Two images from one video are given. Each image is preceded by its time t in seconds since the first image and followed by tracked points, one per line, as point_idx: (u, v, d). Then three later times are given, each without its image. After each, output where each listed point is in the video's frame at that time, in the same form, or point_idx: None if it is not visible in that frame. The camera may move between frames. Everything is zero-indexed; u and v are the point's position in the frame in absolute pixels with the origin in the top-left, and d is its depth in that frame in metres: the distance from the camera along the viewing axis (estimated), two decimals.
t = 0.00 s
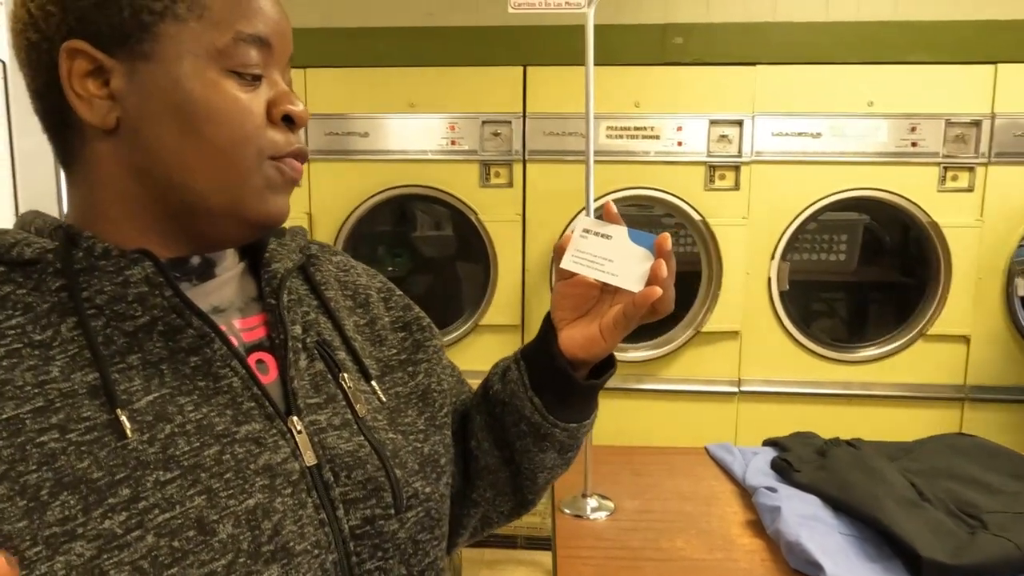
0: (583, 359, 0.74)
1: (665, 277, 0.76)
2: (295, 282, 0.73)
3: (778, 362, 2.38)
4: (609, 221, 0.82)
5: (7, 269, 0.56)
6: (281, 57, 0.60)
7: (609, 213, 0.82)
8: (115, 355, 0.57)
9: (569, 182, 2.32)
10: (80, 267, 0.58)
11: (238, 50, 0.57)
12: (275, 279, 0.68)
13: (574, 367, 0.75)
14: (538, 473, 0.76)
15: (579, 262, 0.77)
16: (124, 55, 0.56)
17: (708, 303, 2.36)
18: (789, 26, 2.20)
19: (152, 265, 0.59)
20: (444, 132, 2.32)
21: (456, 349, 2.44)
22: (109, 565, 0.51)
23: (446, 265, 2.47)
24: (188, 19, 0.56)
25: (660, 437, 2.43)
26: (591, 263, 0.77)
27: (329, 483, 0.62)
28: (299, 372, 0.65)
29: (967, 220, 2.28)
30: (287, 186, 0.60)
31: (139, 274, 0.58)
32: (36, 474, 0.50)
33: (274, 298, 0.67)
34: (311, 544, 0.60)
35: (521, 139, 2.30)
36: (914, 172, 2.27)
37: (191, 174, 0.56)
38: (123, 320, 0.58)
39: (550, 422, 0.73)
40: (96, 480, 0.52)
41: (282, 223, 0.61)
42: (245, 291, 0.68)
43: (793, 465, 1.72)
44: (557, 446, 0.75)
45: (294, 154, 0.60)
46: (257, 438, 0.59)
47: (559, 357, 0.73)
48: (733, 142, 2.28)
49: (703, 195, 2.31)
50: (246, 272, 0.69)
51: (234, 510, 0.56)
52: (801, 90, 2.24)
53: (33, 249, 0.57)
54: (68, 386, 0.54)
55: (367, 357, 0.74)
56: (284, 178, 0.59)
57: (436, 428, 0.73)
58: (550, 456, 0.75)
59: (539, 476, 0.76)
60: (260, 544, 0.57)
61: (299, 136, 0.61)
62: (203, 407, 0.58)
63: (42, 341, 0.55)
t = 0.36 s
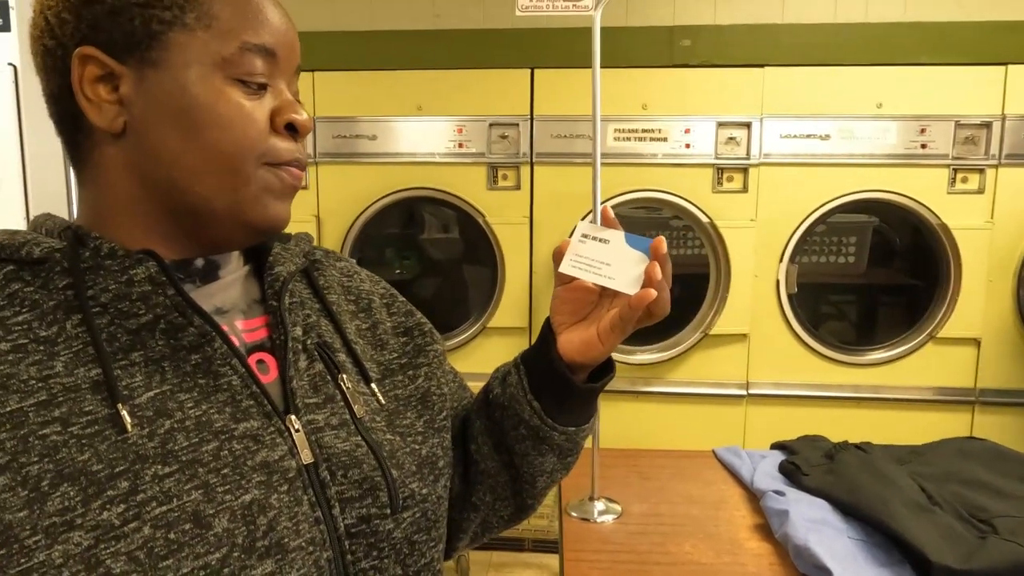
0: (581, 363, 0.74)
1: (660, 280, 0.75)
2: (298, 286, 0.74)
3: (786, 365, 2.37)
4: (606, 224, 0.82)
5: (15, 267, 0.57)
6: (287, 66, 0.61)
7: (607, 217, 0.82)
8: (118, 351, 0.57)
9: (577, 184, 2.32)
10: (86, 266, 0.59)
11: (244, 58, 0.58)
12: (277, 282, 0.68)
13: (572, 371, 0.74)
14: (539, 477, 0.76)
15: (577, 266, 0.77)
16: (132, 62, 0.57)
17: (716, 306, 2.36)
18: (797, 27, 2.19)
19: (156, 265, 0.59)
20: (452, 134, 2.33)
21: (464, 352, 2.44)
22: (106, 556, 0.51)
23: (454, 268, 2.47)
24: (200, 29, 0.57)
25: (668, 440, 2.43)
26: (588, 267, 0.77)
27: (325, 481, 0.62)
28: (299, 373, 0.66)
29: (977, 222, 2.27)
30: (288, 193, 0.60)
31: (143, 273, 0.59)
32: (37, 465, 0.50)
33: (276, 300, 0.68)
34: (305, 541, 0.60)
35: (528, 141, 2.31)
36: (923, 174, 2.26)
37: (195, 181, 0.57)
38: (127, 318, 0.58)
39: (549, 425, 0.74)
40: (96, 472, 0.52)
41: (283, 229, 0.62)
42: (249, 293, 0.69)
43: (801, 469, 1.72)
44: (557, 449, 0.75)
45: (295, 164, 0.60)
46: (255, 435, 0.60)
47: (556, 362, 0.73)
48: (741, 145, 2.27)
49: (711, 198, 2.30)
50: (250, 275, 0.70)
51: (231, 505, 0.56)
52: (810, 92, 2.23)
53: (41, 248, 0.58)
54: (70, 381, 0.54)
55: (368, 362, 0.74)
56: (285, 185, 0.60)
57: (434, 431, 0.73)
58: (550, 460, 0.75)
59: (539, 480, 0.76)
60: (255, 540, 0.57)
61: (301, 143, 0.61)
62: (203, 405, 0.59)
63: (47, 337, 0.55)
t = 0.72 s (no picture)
0: (581, 373, 0.74)
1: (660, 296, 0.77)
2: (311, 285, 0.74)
3: (799, 370, 2.35)
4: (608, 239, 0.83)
5: (40, 259, 0.57)
6: (264, 54, 0.59)
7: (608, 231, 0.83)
8: (139, 341, 0.57)
9: (587, 188, 2.31)
10: (109, 261, 0.59)
11: (212, 47, 0.57)
12: (292, 279, 0.69)
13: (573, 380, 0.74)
14: (536, 483, 0.75)
15: (579, 278, 0.78)
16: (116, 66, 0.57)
17: (728, 310, 2.35)
18: (809, 29, 2.18)
19: (177, 259, 0.60)
20: (462, 138, 2.33)
21: (473, 356, 2.44)
22: (127, 534, 0.51)
23: (465, 272, 2.47)
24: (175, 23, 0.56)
25: (679, 445, 2.41)
26: (590, 279, 0.78)
27: (337, 472, 0.62)
28: (312, 367, 0.66)
29: (992, 225, 2.24)
30: (272, 182, 0.57)
31: (163, 267, 0.59)
32: (61, 445, 0.50)
33: (291, 296, 0.68)
34: (318, 529, 0.59)
35: (539, 145, 2.30)
36: (937, 177, 2.23)
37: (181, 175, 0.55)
38: (147, 310, 0.59)
39: (549, 432, 0.73)
40: (117, 453, 0.52)
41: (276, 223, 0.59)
42: (264, 292, 0.69)
43: (814, 474, 1.70)
44: (555, 454, 0.74)
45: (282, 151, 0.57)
46: (270, 424, 0.60)
47: (558, 370, 0.73)
48: (753, 148, 2.26)
49: (722, 201, 2.29)
50: (265, 274, 0.70)
51: (247, 491, 0.56)
52: (822, 95, 2.21)
53: (66, 242, 0.58)
54: (94, 366, 0.54)
55: (378, 360, 0.74)
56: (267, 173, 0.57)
57: (442, 428, 0.73)
58: (549, 466, 0.75)
59: (538, 486, 0.75)
60: (270, 524, 0.57)
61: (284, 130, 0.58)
62: (221, 393, 0.59)
63: (71, 326, 0.55)
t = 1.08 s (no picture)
0: (562, 392, 0.75)
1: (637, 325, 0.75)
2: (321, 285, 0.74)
3: (812, 372, 2.33)
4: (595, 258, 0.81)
5: (64, 247, 0.57)
6: (204, 48, 0.60)
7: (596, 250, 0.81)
8: (161, 325, 0.58)
9: (598, 190, 2.31)
10: (132, 250, 0.59)
11: (148, 53, 0.58)
12: (306, 274, 0.70)
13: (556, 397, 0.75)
14: (516, 492, 0.76)
15: (561, 299, 0.77)
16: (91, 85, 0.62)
17: (741, 312, 2.33)
18: (822, 30, 2.16)
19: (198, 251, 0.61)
20: (473, 141, 2.32)
21: (484, 358, 2.43)
22: (152, 504, 0.51)
23: (476, 275, 2.46)
24: (121, 33, 0.59)
25: (691, 448, 2.40)
26: (571, 301, 0.77)
27: (350, 456, 0.62)
28: (326, 357, 0.66)
29: (1008, 226, 2.22)
30: (215, 174, 0.58)
31: (185, 257, 0.61)
32: (88, 416, 0.51)
33: (305, 290, 0.69)
34: (333, 508, 0.59)
35: (549, 147, 2.30)
36: (953, 178, 2.21)
37: (135, 173, 0.58)
38: (169, 298, 0.59)
39: (529, 443, 0.74)
40: (142, 427, 0.53)
41: (233, 214, 0.60)
42: (278, 287, 0.70)
43: (827, 478, 1.68)
44: (538, 466, 0.76)
45: (223, 134, 0.58)
46: (287, 408, 0.60)
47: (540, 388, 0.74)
48: (766, 149, 2.24)
49: (734, 203, 2.28)
50: (278, 271, 0.71)
51: (266, 469, 0.57)
52: (836, 95, 2.20)
53: (91, 231, 0.59)
54: (119, 345, 0.55)
55: (386, 355, 0.74)
56: (208, 166, 0.58)
57: (446, 423, 0.74)
58: (529, 477, 0.76)
59: (518, 495, 0.76)
60: (288, 501, 0.57)
61: (224, 120, 0.58)
62: (239, 376, 0.59)
63: (96, 308, 0.56)
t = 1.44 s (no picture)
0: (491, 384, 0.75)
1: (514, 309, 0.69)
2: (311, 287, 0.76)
3: (829, 377, 2.32)
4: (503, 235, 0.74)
5: (70, 251, 0.58)
6: (221, 57, 0.62)
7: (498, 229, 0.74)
8: (166, 327, 0.60)
9: (613, 193, 2.32)
10: (137, 253, 0.61)
11: (166, 58, 0.60)
12: (298, 278, 0.71)
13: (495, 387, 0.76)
14: (478, 483, 0.78)
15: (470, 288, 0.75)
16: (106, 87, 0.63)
17: (756, 317, 2.33)
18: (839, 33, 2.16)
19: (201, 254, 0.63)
20: (488, 145, 2.34)
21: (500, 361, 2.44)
22: (168, 500, 0.53)
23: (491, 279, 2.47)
24: (139, 39, 0.61)
25: (707, 452, 2.39)
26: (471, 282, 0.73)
27: (347, 452, 0.64)
28: (321, 356, 0.68)
29: None
30: (228, 178, 0.59)
31: (188, 260, 0.62)
32: (103, 416, 0.52)
33: (299, 293, 0.71)
34: (334, 502, 0.62)
35: (564, 151, 2.31)
36: (972, 181, 2.19)
37: (147, 175, 0.59)
38: (172, 300, 0.61)
39: (466, 441, 0.75)
40: (154, 425, 0.54)
41: (242, 217, 0.62)
42: (271, 290, 0.72)
43: (845, 483, 1.68)
44: (500, 457, 0.77)
45: (236, 140, 0.59)
46: (287, 407, 0.62)
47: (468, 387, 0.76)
48: (782, 153, 2.24)
49: (751, 207, 2.27)
50: (269, 275, 0.73)
51: (271, 465, 0.59)
52: (853, 98, 2.19)
53: (95, 234, 0.60)
54: (128, 347, 0.56)
55: (375, 356, 0.76)
56: (221, 170, 0.59)
57: (434, 419, 0.76)
58: (486, 470, 0.77)
59: (482, 485, 0.78)
60: (293, 495, 0.59)
61: (238, 127, 0.60)
62: (242, 377, 0.61)
63: (105, 311, 0.57)
